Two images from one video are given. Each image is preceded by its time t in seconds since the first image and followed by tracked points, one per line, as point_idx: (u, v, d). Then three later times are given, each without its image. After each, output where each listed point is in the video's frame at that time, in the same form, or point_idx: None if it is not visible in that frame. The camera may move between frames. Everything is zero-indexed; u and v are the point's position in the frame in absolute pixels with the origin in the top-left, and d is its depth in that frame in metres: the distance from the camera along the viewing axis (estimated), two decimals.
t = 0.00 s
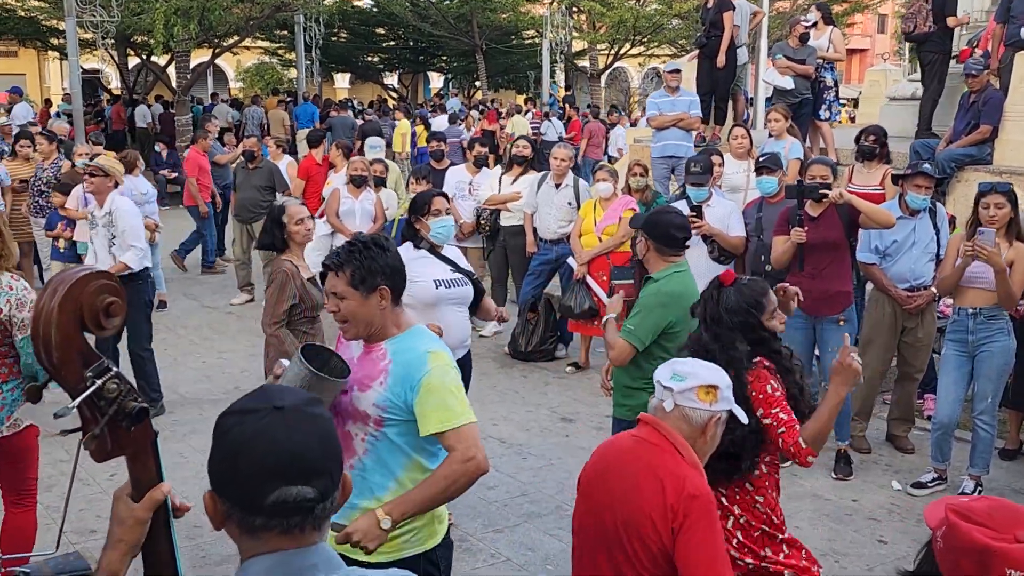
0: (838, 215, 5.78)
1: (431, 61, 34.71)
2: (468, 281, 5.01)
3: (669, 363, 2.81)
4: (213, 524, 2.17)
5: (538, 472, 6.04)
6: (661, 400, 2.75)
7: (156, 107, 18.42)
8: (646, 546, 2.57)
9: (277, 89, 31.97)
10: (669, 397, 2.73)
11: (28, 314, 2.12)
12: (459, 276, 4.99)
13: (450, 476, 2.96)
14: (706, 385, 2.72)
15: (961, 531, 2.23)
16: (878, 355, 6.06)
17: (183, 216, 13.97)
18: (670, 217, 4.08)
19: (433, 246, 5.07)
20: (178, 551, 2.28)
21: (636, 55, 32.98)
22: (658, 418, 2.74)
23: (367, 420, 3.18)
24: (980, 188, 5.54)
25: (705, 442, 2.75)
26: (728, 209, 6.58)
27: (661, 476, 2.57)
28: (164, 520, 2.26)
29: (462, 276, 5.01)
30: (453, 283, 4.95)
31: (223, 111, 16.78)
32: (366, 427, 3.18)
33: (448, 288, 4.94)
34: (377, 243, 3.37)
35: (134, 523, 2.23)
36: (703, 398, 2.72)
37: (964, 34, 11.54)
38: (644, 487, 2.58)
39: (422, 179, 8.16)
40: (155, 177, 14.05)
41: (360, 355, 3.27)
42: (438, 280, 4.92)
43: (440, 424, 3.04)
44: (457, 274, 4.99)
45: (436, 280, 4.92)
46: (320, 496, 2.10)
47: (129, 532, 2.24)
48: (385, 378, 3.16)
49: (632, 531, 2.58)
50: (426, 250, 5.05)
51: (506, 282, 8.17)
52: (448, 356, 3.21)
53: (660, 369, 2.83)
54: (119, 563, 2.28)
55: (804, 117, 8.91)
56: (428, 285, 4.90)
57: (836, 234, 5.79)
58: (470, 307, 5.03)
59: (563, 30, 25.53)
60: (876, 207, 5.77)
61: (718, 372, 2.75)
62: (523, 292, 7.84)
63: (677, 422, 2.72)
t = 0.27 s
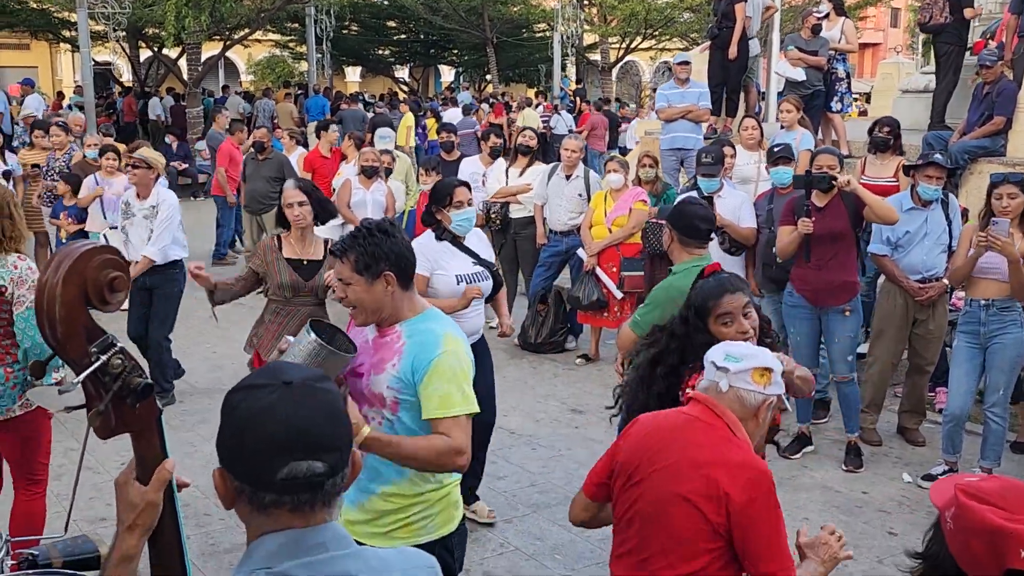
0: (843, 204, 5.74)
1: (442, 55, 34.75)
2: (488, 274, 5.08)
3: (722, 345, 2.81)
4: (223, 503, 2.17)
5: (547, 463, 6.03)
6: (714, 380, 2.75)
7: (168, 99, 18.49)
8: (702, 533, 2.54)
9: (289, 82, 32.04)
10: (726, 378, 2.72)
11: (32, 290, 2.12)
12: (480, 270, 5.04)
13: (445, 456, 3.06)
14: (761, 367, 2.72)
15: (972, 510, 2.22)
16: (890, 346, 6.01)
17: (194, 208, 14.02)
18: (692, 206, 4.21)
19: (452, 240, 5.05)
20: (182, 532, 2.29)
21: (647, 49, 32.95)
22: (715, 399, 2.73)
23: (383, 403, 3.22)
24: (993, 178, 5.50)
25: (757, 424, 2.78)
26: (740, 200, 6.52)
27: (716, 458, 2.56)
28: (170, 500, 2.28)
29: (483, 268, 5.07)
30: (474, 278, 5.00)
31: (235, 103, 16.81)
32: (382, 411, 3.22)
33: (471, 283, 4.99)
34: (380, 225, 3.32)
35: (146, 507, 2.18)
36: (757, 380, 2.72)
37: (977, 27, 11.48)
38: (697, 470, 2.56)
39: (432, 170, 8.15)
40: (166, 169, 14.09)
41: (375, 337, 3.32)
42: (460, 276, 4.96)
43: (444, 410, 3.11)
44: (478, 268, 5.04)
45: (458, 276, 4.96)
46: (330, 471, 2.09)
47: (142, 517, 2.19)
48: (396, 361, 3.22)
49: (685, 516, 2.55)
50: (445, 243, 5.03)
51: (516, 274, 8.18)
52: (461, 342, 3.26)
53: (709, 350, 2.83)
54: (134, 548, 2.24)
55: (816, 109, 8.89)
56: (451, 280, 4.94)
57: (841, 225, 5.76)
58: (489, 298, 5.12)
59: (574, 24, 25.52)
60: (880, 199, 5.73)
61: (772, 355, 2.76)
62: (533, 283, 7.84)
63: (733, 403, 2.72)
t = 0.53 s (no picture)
0: (851, 197, 5.74)
1: (457, 46, 34.72)
2: (525, 269, 5.07)
3: (747, 337, 2.92)
4: (230, 488, 2.16)
5: (558, 453, 6.05)
6: (741, 371, 2.85)
7: (183, 90, 18.54)
8: (751, 524, 2.63)
9: (304, 73, 32.08)
10: (753, 369, 2.83)
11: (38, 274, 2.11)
12: (518, 267, 5.01)
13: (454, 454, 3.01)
14: (785, 358, 2.83)
15: (981, 504, 2.21)
16: (903, 339, 6.01)
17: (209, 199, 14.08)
18: (706, 194, 4.21)
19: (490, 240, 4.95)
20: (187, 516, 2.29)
21: (663, 41, 32.83)
22: (742, 390, 2.84)
23: (394, 400, 3.29)
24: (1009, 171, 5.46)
25: (784, 413, 2.89)
26: (753, 192, 6.51)
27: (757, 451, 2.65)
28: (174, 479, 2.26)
29: (520, 263, 5.04)
30: (513, 276, 4.98)
31: (250, 94, 16.85)
32: (394, 407, 3.30)
33: (510, 281, 4.97)
34: (395, 223, 3.43)
35: (143, 488, 2.18)
36: (783, 370, 2.83)
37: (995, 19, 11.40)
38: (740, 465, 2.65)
39: (445, 162, 8.16)
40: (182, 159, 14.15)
41: (388, 335, 3.37)
42: (502, 276, 4.92)
43: (456, 403, 3.13)
44: (516, 264, 5.01)
45: (500, 276, 4.92)
46: (340, 459, 2.10)
47: (139, 496, 2.18)
48: (409, 359, 3.27)
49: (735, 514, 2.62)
50: (482, 244, 4.93)
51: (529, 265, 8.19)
52: (472, 338, 3.31)
53: (735, 340, 2.94)
54: (126, 527, 2.20)
55: (831, 102, 8.86)
56: (493, 282, 4.88)
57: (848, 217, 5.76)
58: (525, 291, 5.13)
59: (590, 15, 25.45)
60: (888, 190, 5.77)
61: (795, 345, 2.87)
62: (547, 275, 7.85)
63: (759, 394, 2.84)
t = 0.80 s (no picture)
0: (862, 185, 5.74)
1: (476, 37, 34.72)
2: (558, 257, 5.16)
3: (800, 309, 3.02)
4: (239, 455, 2.19)
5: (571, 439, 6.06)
6: (803, 343, 2.94)
7: (203, 77, 18.64)
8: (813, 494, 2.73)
9: (323, 62, 32.16)
10: (815, 341, 2.92)
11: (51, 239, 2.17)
12: (552, 256, 5.10)
13: (458, 439, 3.19)
14: (842, 328, 2.96)
15: (977, 491, 2.10)
16: (919, 329, 5.97)
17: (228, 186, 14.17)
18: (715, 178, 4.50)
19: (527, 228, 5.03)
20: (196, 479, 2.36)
21: (683, 33, 32.72)
22: (802, 362, 2.93)
23: (397, 376, 3.38)
24: None
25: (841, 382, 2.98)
26: (770, 180, 6.55)
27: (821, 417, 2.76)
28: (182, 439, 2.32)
29: (555, 252, 5.13)
30: (548, 265, 5.07)
31: (270, 83, 17.00)
32: (397, 383, 3.39)
33: (545, 271, 5.08)
34: (412, 188, 3.59)
35: (154, 453, 2.19)
36: (841, 339, 2.96)
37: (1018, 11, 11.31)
38: (804, 430, 2.75)
39: (462, 149, 8.18)
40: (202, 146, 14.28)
41: (395, 309, 3.48)
42: (539, 265, 5.01)
43: (457, 387, 3.24)
44: (551, 253, 5.10)
45: (537, 265, 5.01)
46: (348, 428, 2.13)
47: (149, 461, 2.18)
48: (412, 335, 3.36)
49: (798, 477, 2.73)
50: (520, 233, 4.99)
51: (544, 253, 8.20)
52: (473, 316, 3.37)
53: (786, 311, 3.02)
54: (141, 492, 2.16)
55: (851, 93, 8.84)
56: (531, 272, 4.98)
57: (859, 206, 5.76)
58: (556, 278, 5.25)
59: (609, 6, 25.40)
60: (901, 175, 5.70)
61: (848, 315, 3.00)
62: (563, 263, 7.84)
63: (820, 364, 2.92)
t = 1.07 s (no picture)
0: (871, 169, 5.89)
1: (494, 23, 34.74)
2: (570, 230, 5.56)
3: (839, 293, 3.10)
4: (239, 409, 2.19)
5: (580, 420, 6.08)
6: (847, 329, 3.04)
7: (220, 60, 18.75)
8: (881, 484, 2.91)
9: (340, 46, 32.25)
10: (862, 326, 3.03)
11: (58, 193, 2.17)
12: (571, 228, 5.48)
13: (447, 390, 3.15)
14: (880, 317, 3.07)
15: (959, 457, 2.08)
16: (932, 317, 5.93)
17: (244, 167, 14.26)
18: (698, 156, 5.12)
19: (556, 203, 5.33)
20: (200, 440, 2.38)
21: (702, 21, 32.65)
22: (848, 346, 3.04)
23: (407, 349, 3.41)
24: None
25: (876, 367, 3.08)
26: (785, 166, 6.55)
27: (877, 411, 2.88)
28: (187, 399, 2.34)
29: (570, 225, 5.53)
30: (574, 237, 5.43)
31: (288, 66, 17.07)
32: (406, 356, 3.41)
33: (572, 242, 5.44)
34: (421, 165, 3.60)
35: (165, 414, 2.18)
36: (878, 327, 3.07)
37: None
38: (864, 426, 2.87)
39: (476, 132, 8.21)
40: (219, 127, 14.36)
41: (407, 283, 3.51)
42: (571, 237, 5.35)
43: (457, 345, 3.26)
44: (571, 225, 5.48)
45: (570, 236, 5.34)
46: (347, 381, 2.15)
47: (162, 424, 2.17)
48: (421, 308, 3.39)
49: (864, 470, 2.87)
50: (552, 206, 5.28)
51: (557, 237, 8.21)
52: (484, 289, 3.43)
53: (827, 296, 3.10)
54: (156, 455, 2.17)
55: (868, 80, 8.84)
56: (569, 240, 5.22)
57: (869, 190, 5.92)
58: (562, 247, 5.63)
59: None
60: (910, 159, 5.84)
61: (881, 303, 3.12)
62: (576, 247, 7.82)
63: (861, 349, 3.03)
